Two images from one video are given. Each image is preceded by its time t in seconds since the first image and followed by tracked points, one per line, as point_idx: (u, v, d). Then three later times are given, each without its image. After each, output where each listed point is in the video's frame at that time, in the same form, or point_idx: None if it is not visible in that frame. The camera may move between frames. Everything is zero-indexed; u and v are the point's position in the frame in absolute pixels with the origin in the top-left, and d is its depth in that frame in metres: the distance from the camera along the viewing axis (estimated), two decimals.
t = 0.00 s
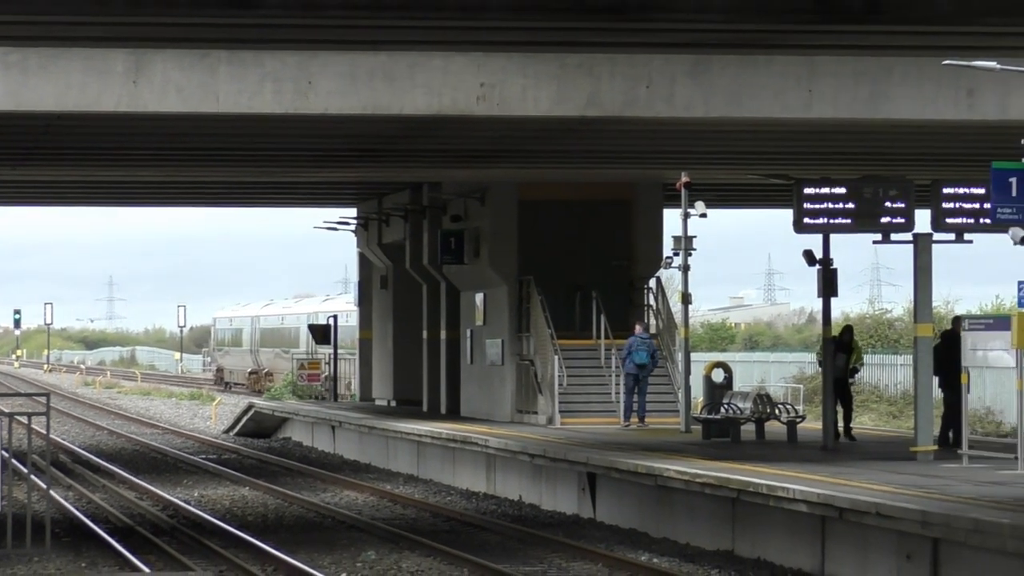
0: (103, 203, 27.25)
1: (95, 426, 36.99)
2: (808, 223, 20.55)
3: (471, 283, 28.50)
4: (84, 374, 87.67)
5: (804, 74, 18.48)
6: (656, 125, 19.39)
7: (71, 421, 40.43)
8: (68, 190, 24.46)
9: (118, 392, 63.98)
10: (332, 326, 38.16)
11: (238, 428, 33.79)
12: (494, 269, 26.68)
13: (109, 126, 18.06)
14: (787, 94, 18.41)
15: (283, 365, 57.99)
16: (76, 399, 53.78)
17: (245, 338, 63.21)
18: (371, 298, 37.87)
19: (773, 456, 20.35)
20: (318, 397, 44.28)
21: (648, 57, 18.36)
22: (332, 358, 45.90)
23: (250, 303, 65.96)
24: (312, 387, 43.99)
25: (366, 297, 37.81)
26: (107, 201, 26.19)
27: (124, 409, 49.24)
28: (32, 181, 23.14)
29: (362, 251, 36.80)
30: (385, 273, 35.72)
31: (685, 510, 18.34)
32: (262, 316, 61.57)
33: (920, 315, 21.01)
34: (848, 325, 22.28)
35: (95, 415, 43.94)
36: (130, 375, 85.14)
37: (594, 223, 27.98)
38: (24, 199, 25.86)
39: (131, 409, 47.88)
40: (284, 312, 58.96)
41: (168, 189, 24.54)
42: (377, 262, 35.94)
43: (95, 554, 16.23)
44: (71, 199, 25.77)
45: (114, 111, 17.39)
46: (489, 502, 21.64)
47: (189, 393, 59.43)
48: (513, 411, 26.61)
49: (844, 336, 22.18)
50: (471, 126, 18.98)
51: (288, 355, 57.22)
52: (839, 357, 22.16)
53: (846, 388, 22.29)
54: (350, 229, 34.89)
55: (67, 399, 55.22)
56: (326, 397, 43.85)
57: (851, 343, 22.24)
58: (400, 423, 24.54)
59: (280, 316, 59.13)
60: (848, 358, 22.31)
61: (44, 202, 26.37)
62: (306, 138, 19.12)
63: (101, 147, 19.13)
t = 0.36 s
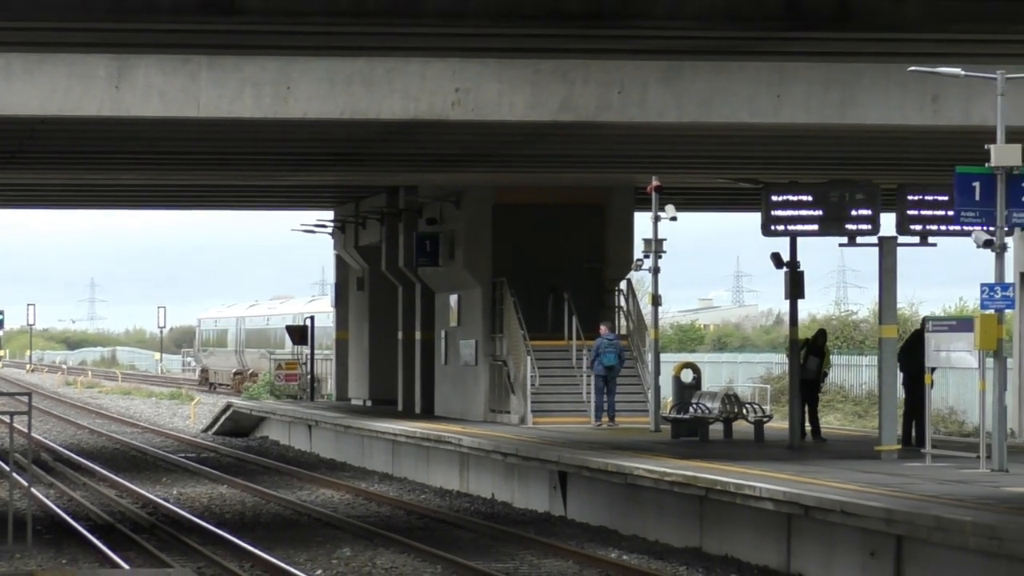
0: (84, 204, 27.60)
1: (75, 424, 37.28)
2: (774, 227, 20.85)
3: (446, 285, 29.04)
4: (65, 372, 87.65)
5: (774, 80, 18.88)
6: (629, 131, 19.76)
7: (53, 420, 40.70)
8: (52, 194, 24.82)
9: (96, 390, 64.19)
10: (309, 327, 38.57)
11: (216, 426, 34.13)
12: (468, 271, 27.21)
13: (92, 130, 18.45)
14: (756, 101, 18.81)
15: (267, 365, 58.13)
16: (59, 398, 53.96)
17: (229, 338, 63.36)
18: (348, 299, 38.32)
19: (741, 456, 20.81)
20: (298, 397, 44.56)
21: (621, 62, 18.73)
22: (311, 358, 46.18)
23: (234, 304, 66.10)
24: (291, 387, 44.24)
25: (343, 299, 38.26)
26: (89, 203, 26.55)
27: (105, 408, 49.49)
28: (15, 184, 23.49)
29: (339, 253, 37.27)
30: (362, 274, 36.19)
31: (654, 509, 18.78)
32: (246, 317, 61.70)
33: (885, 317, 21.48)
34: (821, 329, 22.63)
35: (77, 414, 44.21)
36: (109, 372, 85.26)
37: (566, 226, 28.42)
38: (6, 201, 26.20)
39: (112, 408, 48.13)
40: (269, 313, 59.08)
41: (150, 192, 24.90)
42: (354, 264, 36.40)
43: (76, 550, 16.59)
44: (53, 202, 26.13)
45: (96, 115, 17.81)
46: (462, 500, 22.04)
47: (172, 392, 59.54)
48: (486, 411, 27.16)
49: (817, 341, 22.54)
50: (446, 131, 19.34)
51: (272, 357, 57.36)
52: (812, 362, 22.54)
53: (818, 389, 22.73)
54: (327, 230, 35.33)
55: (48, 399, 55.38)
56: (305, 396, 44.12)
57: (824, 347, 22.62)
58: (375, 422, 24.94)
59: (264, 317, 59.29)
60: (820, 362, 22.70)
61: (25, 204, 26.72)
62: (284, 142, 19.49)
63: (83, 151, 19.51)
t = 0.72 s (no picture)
0: (67, 210, 27.98)
1: (60, 425, 37.66)
2: (745, 229, 21.40)
3: (423, 287, 29.57)
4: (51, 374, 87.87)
5: (743, 86, 19.34)
6: (601, 136, 20.20)
7: (38, 420, 41.05)
8: (36, 198, 25.19)
9: (79, 392, 64.56)
10: (289, 329, 39.05)
11: (199, 426, 34.56)
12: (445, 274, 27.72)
13: (76, 137, 18.84)
14: (726, 106, 19.27)
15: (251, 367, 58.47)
16: (45, 399, 54.28)
17: (214, 339, 63.71)
18: (328, 302, 38.84)
19: (713, 452, 21.34)
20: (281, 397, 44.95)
21: (593, 69, 19.16)
22: (292, 358, 46.58)
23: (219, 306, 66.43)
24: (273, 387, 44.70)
25: (323, 301, 38.76)
26: (72, 208, 26.93)
27: (90, 408, 49.84)
28: None
29: (318, 256, 37.75)
30: (341, 277, 36.68)
31: (627, 505, 19.26)
32: (231, 319, 62.05)
33: (854, 318, 21.98)
34: (796, 327, 23.06)
35: (62, 415, 44.57)
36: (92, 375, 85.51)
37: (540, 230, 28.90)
38: None
39: (97, 409, 48.50)
40: (253, 315, 59.44)
41: (132, 198, 25.26)
42: (333, 267, 36.89)
43: (62, 548, 16.95)
44: (37, 207, 26.50)
45: (79, 121, 18.21)
46: (440, 498, 22.49)
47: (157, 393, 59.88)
48: (463, 410, 27.74)
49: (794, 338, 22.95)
50: (423, 137, 19.77)
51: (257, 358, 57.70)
52: (789, 359, 22.94)
53: (795, 387, 23.16)
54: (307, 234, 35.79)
55: (35, 399, 55.73)
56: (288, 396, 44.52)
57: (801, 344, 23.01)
58: (354, 422, 25.38)
59: (249, 319, 59.62)
60: (797, 360, 23.10)
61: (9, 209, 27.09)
62: (264, 147, 19.91)
63: (67, 156, 19.91)
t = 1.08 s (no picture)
0: (55, 213, 28.36)
1: (49, 424, 38.08)
2: (722, 233, 21.98)
3: (406, 289, 30.00)
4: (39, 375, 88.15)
5: (719, 92, 19.76)
6: (581, 141, 20.63)
7: (28, 419, 41.48)
8: (26, 201, 25.58)
9: (68, 393, 64.93)
10: (276, 330, 39.50)
11: (186, 426, 34.99)
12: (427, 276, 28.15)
13: (66, 141, 19.23)
14: (702, 111, 19.68)
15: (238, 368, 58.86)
16: (35, 399, 54.67)
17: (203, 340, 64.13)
18: (313, 303, 39.32)
19: (690, 450, 21.83)
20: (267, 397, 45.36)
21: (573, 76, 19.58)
22: (279, 358, 47.01)
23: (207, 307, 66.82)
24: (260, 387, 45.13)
25: (308, 302, 39.24)
26: (60, 212, 27.32)
27: (80, 407, 50.27)
28: None
29: (304, 258, 38.20)
30: (326, 279, 37.14)
31: (605, 502, 19.70)
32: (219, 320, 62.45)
33: (829, 318, 22.44)
34: (770, 327, 23.57)
35: (51, 414, 44.97)
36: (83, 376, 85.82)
37: (521, 233, 29.34)
38: None
39: (87, 409, 48.91)
40: (241, 316, 59.83)
41: (120, 202, 25.65)
42: (318, 269, 37.34)
43: (52, 544, 17.32)
44: (26, 211, 26.88)
45: (69, 127, 18.58)
46: (422, 496, 22.92)
47: (145, 393, 60.27)
48: (446, 409, 28.19)
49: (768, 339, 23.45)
50: (407, 141, 20.19)
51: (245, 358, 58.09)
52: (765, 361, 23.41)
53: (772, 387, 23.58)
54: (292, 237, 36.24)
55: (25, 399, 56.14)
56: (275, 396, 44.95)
57: (775, 345, 23.51)
58: (339, 421, 25.81)
59: (236, 320, 60.00)
60: (773, 360, 23.57)
61: None
62: (250, 152, 20.31)
63: (58, 160, 20.32)
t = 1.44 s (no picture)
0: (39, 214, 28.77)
1: (33, 422, 38.48)
2: (694, 236, 22.34)
3: (384, 290, 30.42)
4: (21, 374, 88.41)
5: (692, 98, 20.19)
6: (557, 146, 21.05)
7: (13, 417, 41.86)
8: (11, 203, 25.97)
9: (52, 392, 65.31)
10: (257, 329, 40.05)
11: (169, 423, 35.40)
12: (405, 277, 28.58)
13: (52, 144, 19.66)
14: (676, 117, 20.11)
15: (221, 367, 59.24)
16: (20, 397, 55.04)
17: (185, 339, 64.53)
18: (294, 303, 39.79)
19: (663, 448, 22.30)
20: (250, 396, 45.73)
21: (549, 82, 19.96)
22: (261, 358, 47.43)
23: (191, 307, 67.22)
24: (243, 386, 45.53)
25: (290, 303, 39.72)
26: (44, 213, 27.73)
27: (65, 405, 50.65)
28: None
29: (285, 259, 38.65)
30: (307, 280, 37.58)
31: (578, 499, 20.14)
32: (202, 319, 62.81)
33: (798, 319, 22.95)
34: (739, 327, 24.07)
35: (36, 411, 45.38)
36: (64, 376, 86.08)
37: (498, 236, 29.76)
38: None
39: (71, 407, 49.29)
40: (224, 317, 60.21)
41: (104, 204, 26.07)
42: (299, 270, 37.78)
43: (36, 538, 17.71)
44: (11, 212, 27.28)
45: (54, 130, 19.01)
46: (400, 493, 23.33)
47: (129, 393, 60.63)
48: (423, 408, 28.64)
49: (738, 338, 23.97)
50: (386, 145, 20.58)
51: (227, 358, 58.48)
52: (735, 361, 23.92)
53: (743, 386, 24.14)
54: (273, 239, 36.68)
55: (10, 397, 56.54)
56: (257, 396, 45.33)
57: (745, 344, 24.01)
58: (319, 419, 26.22)
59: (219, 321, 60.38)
60: (743, 359, 24.08)
61: None
62: (232, 154, 20.72)
63: (44, 162, 20.73)
